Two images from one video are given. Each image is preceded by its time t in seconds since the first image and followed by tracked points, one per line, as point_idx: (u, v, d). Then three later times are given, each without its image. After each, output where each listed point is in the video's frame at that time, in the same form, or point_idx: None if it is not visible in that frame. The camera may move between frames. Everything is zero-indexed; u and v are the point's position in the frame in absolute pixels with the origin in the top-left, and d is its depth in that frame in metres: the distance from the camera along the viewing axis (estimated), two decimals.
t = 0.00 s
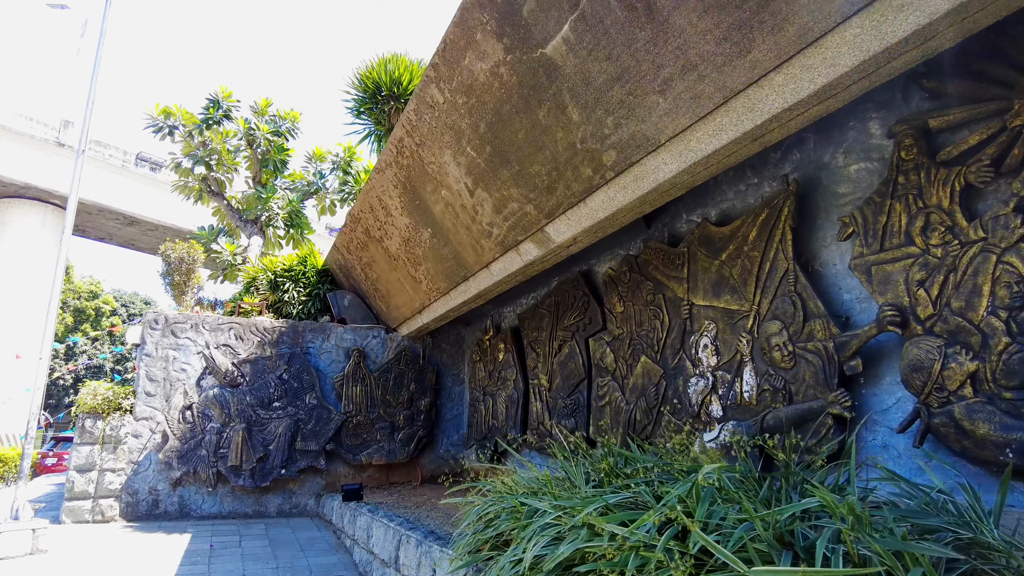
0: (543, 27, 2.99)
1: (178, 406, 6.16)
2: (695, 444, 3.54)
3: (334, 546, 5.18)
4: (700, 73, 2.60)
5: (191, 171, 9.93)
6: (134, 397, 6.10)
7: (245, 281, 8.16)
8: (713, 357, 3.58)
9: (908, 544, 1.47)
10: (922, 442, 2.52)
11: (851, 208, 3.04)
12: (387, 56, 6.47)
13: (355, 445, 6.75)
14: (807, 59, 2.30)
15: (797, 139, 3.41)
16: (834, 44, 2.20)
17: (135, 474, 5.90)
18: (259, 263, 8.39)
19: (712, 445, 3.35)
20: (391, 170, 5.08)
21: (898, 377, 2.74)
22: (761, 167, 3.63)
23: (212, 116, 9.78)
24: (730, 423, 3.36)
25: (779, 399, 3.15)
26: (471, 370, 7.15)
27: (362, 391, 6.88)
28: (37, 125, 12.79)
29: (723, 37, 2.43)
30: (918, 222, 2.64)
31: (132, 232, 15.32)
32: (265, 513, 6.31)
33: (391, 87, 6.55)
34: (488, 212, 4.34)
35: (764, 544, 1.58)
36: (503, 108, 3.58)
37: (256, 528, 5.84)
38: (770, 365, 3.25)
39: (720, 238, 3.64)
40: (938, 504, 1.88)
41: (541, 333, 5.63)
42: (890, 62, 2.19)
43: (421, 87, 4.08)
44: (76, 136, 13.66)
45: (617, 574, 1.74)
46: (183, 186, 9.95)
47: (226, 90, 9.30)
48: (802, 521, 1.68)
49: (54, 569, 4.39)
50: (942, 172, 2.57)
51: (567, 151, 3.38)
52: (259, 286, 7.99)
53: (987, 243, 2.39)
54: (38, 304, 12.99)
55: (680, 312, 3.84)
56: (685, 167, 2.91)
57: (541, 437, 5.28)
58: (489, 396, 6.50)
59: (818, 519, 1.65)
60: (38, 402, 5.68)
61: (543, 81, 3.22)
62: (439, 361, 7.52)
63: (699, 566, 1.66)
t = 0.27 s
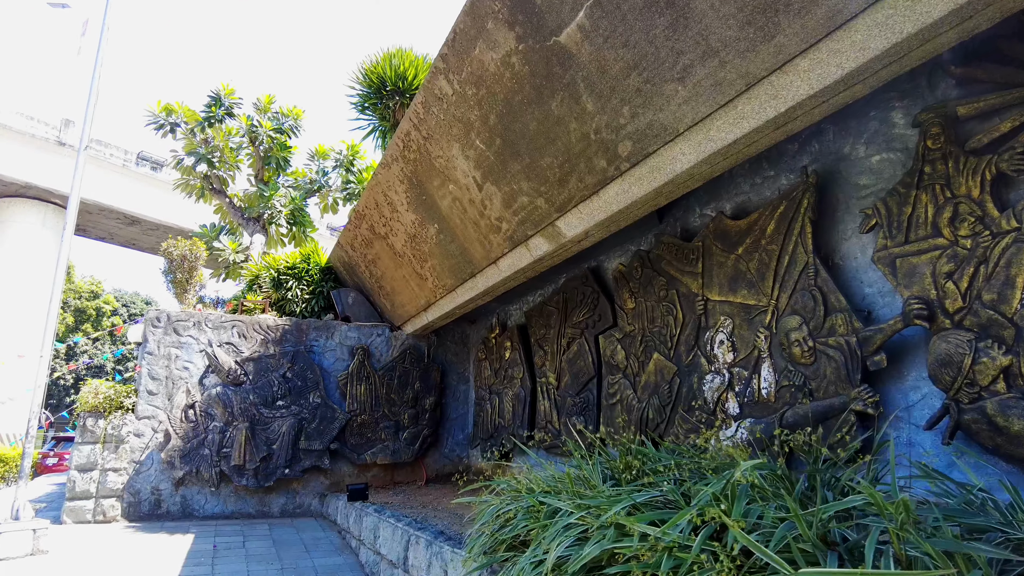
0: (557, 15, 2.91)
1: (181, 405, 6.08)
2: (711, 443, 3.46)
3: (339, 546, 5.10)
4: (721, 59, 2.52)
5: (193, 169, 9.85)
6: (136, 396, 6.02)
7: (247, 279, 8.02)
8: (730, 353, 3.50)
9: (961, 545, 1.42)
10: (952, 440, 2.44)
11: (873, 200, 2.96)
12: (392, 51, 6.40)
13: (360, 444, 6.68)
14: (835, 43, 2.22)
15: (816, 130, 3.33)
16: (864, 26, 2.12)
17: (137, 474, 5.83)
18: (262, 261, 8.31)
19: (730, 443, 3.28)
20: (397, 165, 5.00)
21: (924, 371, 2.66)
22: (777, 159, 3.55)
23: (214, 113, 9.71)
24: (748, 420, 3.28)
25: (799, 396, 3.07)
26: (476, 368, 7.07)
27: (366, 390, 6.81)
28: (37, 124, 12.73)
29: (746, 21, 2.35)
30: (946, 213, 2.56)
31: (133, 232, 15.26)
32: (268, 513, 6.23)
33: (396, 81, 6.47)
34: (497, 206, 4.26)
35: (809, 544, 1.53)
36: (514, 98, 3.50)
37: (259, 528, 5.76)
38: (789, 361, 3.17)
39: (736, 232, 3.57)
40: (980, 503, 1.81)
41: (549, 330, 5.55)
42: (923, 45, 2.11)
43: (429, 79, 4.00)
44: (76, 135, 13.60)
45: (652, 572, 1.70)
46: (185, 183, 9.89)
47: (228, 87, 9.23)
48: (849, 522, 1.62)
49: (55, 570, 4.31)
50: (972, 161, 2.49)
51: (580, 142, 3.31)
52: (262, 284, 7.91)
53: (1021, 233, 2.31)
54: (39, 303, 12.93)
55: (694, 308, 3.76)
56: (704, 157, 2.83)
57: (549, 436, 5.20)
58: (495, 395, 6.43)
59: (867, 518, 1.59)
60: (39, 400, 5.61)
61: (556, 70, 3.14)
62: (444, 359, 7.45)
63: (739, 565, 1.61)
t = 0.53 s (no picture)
0: None
1: (184, 404, 5.98)
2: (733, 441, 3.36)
3: (346, 548, 5.00)
4: (752, 42, 2.42)
5: (195, 166, 9.76)
6: (138, 395, 5.92)
7: (250, 278, 7.99)
8: (752, 349, 3.40)
9: None
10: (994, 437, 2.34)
11: (904, 189, 2.85)
12: (398, 44, 6.31)
13: (366, 444, 6.57)
14: (875, 22, 2.11)
15: (841, 119, 3.23)
16: (908, 2, 2.01)
17: (140, 474, 5.73)
18: (265, 258, 8.21)
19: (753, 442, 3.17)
20: (406, 158, 4.90)
21: (962, 366, 2.56)
22: (800, 149, 3.45)
23: (217, 110, 9.61)
24: (772, 418, 3.18)
25: (825, 393, 2.97)
26: (483, 367, 6.97)
27: (372, 388, 6.70)
28: (38, 123, 12.62)
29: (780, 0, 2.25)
30: (985, 201, 2.44)
31: (134, 231, 15.17)
32: (272, 514, 6.13)
33: (402, 75, 6.38)
34: (509, 199, 4.15)
35: (877, 547, 1.49)
36: (529, 87, 3.40)
37: (264, 529, 5.65)
38: (814, 357, 3.06)
39: (758, 225, 3.47)
40: None
41: (559, 327, 5.45)
42: (970, 22, 2.01)
43: (440, 69, 3.90)
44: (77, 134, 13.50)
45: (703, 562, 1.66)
46: (187, 181, 9.79)
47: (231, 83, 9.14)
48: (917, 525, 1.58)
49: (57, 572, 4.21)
50: (1012, 147, 2.38)
51: (599, 131, 3.20)
52: (266, 282, 7.82)
53: None
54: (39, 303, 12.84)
55: (714, 303, 3.66)
56: (730, 144, 2.74)
57: (561, 435, 5.10)
58: (504, 393, 6.32)
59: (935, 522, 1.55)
60: (40, 399, 5.51)
61: (575, 56, 3.04)
62: (450, 358, 7.35)
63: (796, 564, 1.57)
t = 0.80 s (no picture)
0: None
1: (187, 403, 5.86)
2: (759, 442, 3.25)
3: (354, 550, 4.89)
4: (791, 25, 2.31)
5: (197, 162, 9.63)
6: (141, 394, 5.80)
7: (253, 275, 7.84)
8: (779, 348, 3.30)
9: None
10: None
11: (942, 181, 2.74)
12: (406, 37, 6.20)
13: (372, 444, 6.46)
14: (927, 2, 1.99)
15: (872, 110, 3.12)
16: None
17: (143, 474, 5.61)
18: (269, 255, 8.09)
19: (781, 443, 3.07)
20: (416, 152, 4.79)
21: (1008, 364, 2.46)
22: (828, 141, 3.34)
23: (219, 105, 9.49)
24: (800, 418, 3.07)
25: (859, 392, 2.86)
26: (491, 366, 6.86)
27: (378, 387, 6.60)
28: (37, 120, 12.48)
29: None
30: None
31: (133, 229, 15.02)
32: (277, 515, 6.01)
33: (411, 69, 6.27)
34: (524, 193, 4.04)
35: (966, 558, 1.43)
36: (550, 76, 3.29)
37: (269, 531, 5.53)
38: (846, 355, 2.96)
39: (785, 219, 3.37)
40: None
41: (571, 325, 5.34)
42: None
43: (455, 58, 3.79)
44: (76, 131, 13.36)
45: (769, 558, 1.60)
46: (189, 177, 9.68)
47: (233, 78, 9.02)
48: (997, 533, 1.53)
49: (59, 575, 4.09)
50: None
51: (623, 121, 3.10)
52: (269, 279, 7.68)
53: None
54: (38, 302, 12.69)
55: (738, 300, 3.56)
56: (764, 134, 2.63)
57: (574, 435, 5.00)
58: (513, 393, 6.22)
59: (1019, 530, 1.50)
60: (40, 398, 5.39)
61: (599, 43, 2.94)
62: (457, 357, 7.24)
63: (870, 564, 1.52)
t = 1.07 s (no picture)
0: None
1: (187, 403, 5.78)
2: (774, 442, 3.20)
3: (357, 551, 4.82)
4: (814, 15, 2.25)
5: (196, 159, 9.54)
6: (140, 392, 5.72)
7: (253, 273, 7.65)
8: (793, 346, 3.24)
9: None
10: None
11: (964, 176, 2.69)
12: (410, 32, 6.13)
13: (374, 443, 6.39)
14: None
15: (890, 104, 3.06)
16: None
17: (142, 474, 5.53)
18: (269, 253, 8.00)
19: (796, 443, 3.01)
20: (421, 148, 4.71)
21: None
22: (844, 136, 3.28)
23: (219, 101, 9.40)
24: (816, 418, 3.02)
25: (876, 391, 2.81)
26: (494, 364, 6.80)
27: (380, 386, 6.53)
28: (34, 118, 12.37)
29: None
30: None
31: (131, 228, 14.91)
32: (279, 515, 5.94)
33: (414, 64, 6.21)
34: (532, 190, 3.98)
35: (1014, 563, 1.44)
36: (561, 69, 3.23)
37: (271, 532, 5.46)
38: (864, 353, 2.90)
39: (799, 215, 3.31)
40: None
41: (577, 323, 5.28)
42: None
43: (462, 51, 3.71)
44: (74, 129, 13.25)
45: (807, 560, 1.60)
46: (188, 174, 9.61)
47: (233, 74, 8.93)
48: None
49: None
50: None
51: (637, 114, 3.04)
52: (270, 277, 7.57)
53: None
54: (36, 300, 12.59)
55: (751, 298, 3.51)
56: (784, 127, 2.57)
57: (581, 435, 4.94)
58: (517, 392, 6.15)
59: None
60: (38, 397, 5.31)
61: (613, 35, 2.87)
62: (460, 356, 7.17)
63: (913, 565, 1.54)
